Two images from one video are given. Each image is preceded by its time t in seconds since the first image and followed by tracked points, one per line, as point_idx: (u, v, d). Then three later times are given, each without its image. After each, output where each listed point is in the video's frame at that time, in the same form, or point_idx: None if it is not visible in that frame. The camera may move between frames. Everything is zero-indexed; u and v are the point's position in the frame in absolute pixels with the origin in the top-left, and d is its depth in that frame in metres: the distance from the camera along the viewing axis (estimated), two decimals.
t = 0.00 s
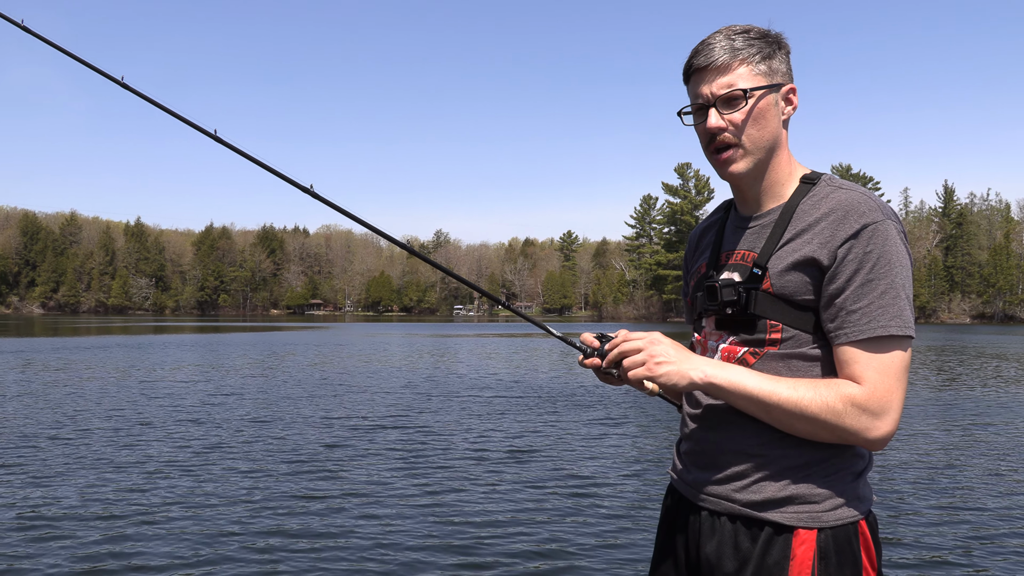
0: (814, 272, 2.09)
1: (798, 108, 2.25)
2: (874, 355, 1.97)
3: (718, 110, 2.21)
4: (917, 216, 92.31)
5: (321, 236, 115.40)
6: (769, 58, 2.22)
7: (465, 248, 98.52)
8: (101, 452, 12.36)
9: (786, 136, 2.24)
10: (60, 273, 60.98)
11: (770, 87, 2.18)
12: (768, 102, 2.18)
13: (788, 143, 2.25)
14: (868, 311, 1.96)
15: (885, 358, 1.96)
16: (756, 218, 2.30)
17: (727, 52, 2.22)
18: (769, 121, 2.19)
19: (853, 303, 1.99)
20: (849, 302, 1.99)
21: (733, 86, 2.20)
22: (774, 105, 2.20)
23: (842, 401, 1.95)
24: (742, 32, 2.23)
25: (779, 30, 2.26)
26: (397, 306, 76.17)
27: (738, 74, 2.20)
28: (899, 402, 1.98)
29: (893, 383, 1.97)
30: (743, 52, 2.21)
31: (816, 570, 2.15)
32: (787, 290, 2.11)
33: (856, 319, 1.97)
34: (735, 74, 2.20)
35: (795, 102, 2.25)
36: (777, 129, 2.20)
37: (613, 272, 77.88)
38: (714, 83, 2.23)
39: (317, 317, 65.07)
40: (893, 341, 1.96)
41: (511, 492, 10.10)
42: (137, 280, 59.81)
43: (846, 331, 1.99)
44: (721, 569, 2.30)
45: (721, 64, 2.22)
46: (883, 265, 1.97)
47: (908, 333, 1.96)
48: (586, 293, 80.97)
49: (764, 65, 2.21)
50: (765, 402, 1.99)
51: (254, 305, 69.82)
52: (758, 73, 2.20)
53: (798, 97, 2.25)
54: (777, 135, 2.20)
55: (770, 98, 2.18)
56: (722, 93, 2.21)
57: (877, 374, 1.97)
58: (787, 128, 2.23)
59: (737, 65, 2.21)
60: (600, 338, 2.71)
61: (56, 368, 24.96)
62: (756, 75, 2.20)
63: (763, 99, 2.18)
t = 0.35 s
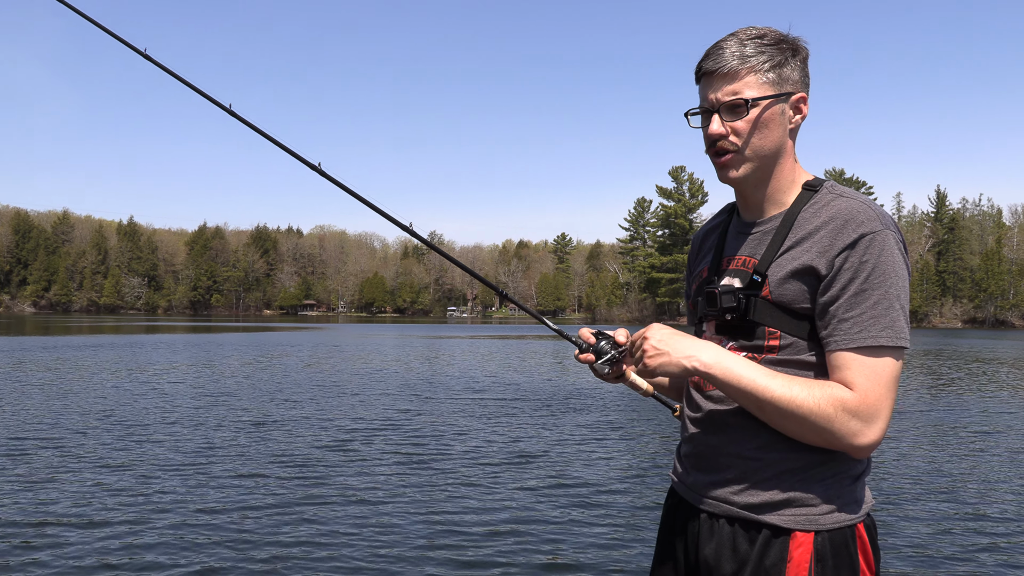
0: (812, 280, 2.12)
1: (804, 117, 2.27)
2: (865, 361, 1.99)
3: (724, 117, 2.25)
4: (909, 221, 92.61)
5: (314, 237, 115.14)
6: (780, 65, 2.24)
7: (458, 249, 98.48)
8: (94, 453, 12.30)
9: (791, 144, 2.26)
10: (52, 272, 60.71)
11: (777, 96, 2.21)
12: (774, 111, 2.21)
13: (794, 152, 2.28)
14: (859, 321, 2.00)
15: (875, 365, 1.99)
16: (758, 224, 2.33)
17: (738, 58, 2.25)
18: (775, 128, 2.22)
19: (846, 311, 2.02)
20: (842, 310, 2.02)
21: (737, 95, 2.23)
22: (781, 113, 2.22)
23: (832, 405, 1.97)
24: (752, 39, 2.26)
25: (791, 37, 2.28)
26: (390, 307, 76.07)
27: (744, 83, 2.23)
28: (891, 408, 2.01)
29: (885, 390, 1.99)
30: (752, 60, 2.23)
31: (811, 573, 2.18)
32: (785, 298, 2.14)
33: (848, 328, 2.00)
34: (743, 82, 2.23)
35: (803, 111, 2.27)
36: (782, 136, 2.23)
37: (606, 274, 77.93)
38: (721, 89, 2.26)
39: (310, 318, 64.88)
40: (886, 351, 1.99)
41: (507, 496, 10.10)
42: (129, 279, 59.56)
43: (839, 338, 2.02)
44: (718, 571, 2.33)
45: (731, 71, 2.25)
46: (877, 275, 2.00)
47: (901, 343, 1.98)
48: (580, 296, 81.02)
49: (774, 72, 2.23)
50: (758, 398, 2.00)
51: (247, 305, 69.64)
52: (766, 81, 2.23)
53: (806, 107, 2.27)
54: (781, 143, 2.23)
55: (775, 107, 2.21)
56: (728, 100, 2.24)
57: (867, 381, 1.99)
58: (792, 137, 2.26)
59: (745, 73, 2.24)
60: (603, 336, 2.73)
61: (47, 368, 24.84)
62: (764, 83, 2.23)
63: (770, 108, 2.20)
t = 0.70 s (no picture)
0: (807, 286, 2.13)
1: (800, 121, 2.29)
2: (855, 367, 2.01)
3: (720, 119, 2.27)
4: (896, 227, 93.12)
5: (303, 238, 114.81)
6: (778, 70, 2.26)
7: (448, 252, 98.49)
8: (81, 454, 12.22)
9: (788, 148, 2.28)
10: (38, 271, 60.28)
11: (775, 100, 2.23)
12: (771, 115, 2.23)
13: (790, 156, 2.30)
14: (851, 326, 2.01)
15: (866, 371, 2.00)
16: (754, 228, 2.35)
17: (736, 60, 2.27)
18: (770, 133, 2.24)
19: (837, 317, 2.04)
20: (835, 316, 2.04)
21: (734, 96, 2.25)
22: (777, 118, 2.24)
23: (823, 411, 1.98)
24: (751, 43, 2.28)
25: (791, 42, 2.30)
26: (379, 309, 75.93)
27: (741, 87, 2.25)
28: (880, 413, 2.02)
29: (875, 395, 2.01)
30: (750, 63, 2.26)
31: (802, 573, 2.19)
32: (780, 303, 2.16)
33: (839, 333, 2.02)
34: (740, 86, 2.25)
35: (800, 116, 2.29)
36: (779, 140, 2.25)
37: (595, 278, 78.02)
38: (719, 92, 2.28)
39: (298, 319, 64.67)
40: (877, 356, 2.01)
41: (497, 499, 10.07)
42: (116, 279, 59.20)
43: (830, 343, 2.04)
44: (710, 572, 2.34)
45: (729, 73, 2.27)
46: (869, 282, 2.02)
47: (892, 350, 2.00)
48: (569, 299, 81.09)
49: (771, 77, 2.25)
50: (750, 406, 2.01)
51: (234, 306, 69.35)
52: (763, 85, 2.25)
53: (803, 113, 2.30)
54: (777, 147, 2.25)
55: (771, 111, 2.23)
56: (724, 103, 2.26)
57: (857, 387, 2.00)
58: (788, 141, 2.28)
59: (742, 76, 2.26)
60: (601, 338, 2.75)
61: (33, 368, 24.66)
62: (760, 87, 2.25)
63: (764, 111, 2.23)
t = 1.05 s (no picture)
0: (805, 287, 2.15)
1: (800, 123, 2.31)
2: (851, 368, 2.03)
3: (718, 120, 2.29)
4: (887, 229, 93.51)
5: (295, 234, 114.60)
6: (778, 72, 2.29)
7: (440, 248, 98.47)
8: (73, 448, 12.18)
9: (787, 150, 2.30)
10: (28, 264, 59.94)
11: (774, 103, 2.25)
12: (769, 118, 2.25)
13: (789, 157, 2.33)
14: (849, 328, 2.04)
15: (864, 372, 2.03)
16: (755, 229, 2.37)
17: (736, 63, 2.29)
18: (770, 135, 2.25)
19: (836, 318, 2.06)
20: (833, 317, 2.06)
21: (735, 99, 2.27)
22: (777, 120, 2.26)
23: (824, 411, 2.01)
24: (752, 45, 2.30)
25: (791, 45, 2.33)
26: (370, 306, 75.82)
27: (742, 89, 2.27)
28: (878, 413, 2.05)
29: (871, 396, 2.04)
30: (749, 65, 2.28)
31: (797, 570, 2.21)
32: (779, 304, 2.18)
33: (838, 334, 2.05)
34: (740, 89, 2.27)
35: (801, 118, 2.31)
36: (778, 141, 2.27)
37: (587, 277, 78.11)
38: (719, 94, 2.30)
39: (290, 314, 64.53)
40: (876, 358, 2.03)
41: (489, 497, 10.10)
42: (106, 272, 58.95)
43: (828, 344, 2.06)
44: (706, 569, 2.36)
45: (728, 76, 2.29)
46: (869, 284, 2.04)
47: (889, 352, 2.03)
48: (561, 297, 81.21)
49: (770, 80, 2.27)
50: (751, 402, 2.03)
51: (226, 300, 69.12)
52: (761, 88, 2.27)
53: (803, 115, 2.31)
54: (776, 149, 2.27)
55: (771, 113, 2.25)
56: (723, 104, 2.28)
57: (855, 387, 2.03)
58: (787, 143, 2.30)
59: (742, 78, 2.28)
60: (600, 336, 2.77)
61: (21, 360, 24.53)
62: (759, 90, 2.27)
63: (765, 114, 2.25)
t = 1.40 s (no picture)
0: (797, 287, 2.16)
1: (790, 125, 2.32)
2: (847, 366, 2.02)
3: (708, 123, 2.30)
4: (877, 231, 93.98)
5: (286, 234, 114.45)
6: (767, 74, 2.29)
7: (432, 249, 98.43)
8: (64, 450, 12.13)
9: (778, 151, 2.31)
10: (18, 264, 59.61)
11: (764, 104, 2.26)
12: (761, 118, 2.26)
13: (780, 158, 2.33)
14: (842, 327, 2.03)
15: (856, 371, 2.02)
16: (747, 230, 2.37)
17: (725, 65, 2.30)
18: (761, 136, 2.26)
19: (829, 316, 2.06)
20: (826, 315, 2.06)
21: (724, 101, 2.28)
22: (767, 121, 2.27)
23: (817, 408, 2.01)
24: (741, 48, 2.30)
25: (780, 47, 2.33)
26: (362, 306, 75.72)
27: (731, 91, 2.27)
28: (871, 412, 2.04)
29: (865, 394, 2.03)
30: (739, 68, 2.28)
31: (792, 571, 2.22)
32: (773, 304, 2.19)
33: (830, 332, 2.04)
34: (730, 91, 2.27)
35: (790, 119, 2.32)
36: (769, 143, 2.27)
37: (579, 278, 78.26)
38: (709, 96, 2.31)
39: (281, 315, 64.39)
40: (865, 356, 2.03)
41: (482, 498, 10.09)
42: (97, 272, 58.69)
43: (820, 343, 2.06)
44: (702, 570, 2.36)
45: (718, 78, 2.29)
46: (860, 282, 2.04)
47: (882, 349, 2.03)
48: (552, 298, 81.23)
49: (759, 82, 2.28)
50: (744, 401, 2.03)
51: (217, 300, 68.85)
52: (751, 90, 2.27)
53: (792, 116, 2.32)
54: (767, 150, 2.27)
55: (762, 115, 2.25)
56: (714, 107, 2.29)
57: (848, 386, 2.02)
58: (778, 144, 2.30)
59: (732, 80, 2.28)
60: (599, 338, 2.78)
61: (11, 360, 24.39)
62: (750, 91, 2.27)
63: (756, 115, 2.25)
